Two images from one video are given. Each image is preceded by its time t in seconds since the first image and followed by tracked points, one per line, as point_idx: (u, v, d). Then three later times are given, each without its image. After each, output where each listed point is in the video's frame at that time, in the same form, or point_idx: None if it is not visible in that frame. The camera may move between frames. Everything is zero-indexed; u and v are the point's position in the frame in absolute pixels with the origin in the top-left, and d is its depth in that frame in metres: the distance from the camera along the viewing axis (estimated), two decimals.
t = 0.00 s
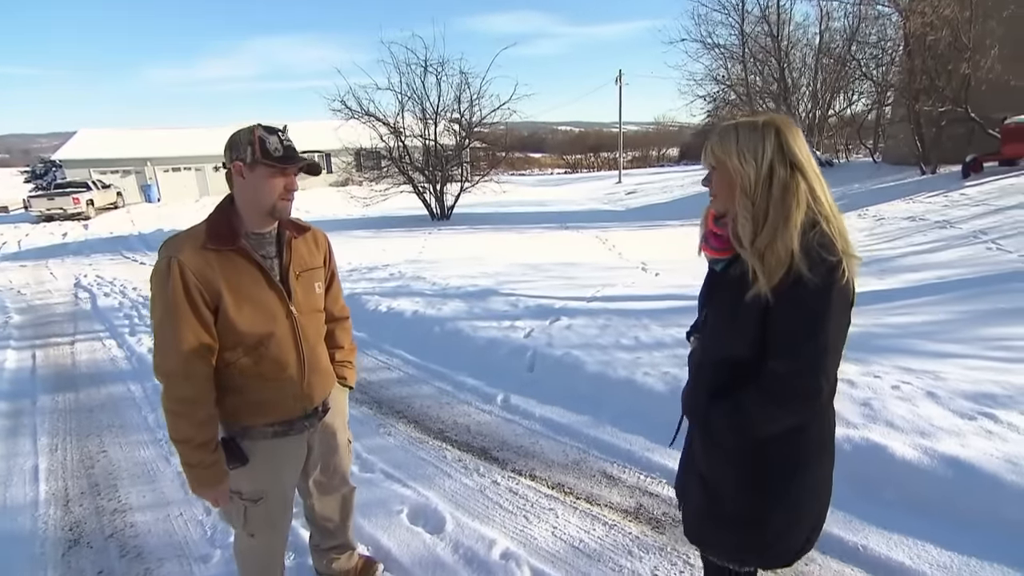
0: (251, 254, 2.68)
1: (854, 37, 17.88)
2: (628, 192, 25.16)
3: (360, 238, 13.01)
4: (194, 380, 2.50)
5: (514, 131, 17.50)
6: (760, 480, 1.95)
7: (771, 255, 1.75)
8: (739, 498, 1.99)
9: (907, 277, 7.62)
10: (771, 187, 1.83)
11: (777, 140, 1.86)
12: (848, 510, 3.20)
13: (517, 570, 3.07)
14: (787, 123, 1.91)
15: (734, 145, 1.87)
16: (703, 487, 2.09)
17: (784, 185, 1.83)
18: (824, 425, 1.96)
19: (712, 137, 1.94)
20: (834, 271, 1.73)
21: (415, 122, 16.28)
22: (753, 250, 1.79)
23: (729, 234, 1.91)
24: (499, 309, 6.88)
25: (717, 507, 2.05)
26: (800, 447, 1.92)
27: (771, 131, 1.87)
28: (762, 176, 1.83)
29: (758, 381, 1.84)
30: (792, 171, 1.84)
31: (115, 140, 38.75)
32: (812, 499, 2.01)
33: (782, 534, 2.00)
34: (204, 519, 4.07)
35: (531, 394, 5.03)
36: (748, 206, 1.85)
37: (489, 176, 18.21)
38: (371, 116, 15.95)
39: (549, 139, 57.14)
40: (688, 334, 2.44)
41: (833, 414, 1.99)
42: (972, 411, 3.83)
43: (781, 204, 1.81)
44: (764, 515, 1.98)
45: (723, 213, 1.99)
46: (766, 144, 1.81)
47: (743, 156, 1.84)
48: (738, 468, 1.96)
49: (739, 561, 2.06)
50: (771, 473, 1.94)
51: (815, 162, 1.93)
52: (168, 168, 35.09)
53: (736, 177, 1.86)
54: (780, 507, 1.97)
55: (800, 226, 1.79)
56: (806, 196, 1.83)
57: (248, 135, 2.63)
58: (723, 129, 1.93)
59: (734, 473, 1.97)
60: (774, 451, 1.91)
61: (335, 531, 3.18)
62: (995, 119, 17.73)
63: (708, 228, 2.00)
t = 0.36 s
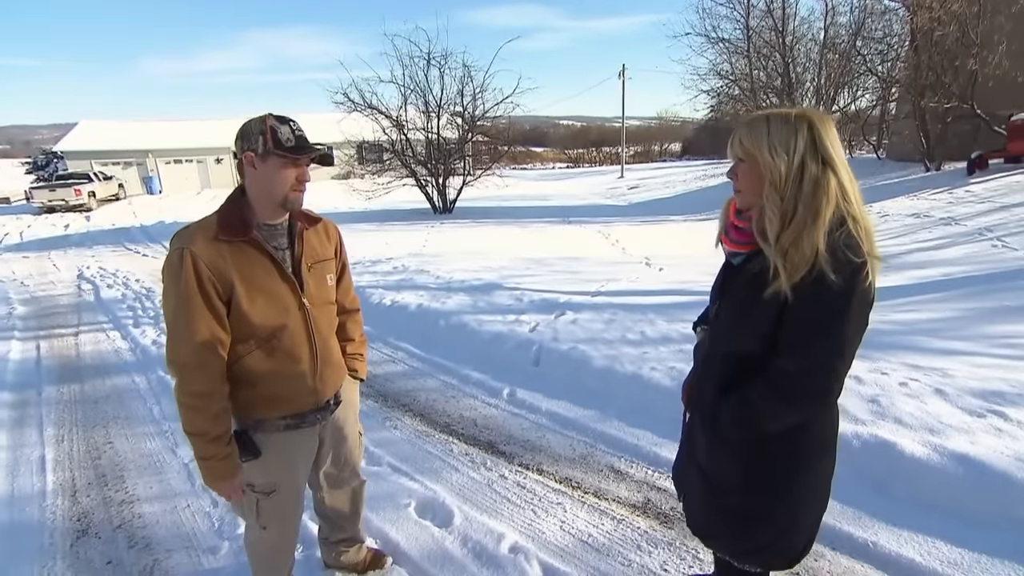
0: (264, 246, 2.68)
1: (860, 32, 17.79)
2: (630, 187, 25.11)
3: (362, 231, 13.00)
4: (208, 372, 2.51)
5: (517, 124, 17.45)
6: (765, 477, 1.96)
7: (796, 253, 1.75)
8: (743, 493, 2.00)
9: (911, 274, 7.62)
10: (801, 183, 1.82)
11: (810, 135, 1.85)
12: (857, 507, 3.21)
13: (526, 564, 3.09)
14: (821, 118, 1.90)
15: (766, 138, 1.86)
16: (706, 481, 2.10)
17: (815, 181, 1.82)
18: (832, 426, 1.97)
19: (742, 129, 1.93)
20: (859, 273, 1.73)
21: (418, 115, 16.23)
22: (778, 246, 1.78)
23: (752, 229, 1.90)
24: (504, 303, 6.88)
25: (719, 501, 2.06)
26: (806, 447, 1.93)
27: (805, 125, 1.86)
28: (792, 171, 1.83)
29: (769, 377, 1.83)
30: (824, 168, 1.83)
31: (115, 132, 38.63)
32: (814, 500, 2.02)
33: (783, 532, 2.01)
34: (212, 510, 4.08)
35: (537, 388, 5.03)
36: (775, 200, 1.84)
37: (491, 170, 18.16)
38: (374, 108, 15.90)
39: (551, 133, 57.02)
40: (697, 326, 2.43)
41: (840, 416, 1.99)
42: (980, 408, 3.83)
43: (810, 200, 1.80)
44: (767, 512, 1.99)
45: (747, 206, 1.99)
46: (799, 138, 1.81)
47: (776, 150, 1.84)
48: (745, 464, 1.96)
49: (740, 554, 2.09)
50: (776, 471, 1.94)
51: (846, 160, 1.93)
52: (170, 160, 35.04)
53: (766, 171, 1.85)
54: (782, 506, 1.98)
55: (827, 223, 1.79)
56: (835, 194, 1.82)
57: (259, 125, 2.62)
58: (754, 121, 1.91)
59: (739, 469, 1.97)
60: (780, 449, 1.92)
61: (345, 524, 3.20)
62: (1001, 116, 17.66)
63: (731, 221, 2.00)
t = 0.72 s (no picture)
0: (268, 245, 2.68)
1: (861, 32, 17.78)
2: (631, 187, 25.10)
3: (364, 230, 12.99)
4: (212, 373, 2.50)
5: (518, 124, 17.44)
6: (766, 480, 1.95)
7: (801, 254, 1.74)
8: (744, 496, 1.99)
9: (914, 274, 7.61)
10: (807, 183, 1.82)
11: (815, 136, 1.84)
12: (863, 507, 3.21)
13: (531, 565, 3.08)
14: (828, 118, 1.89)
15: (771, 138, 1.85)
16: (706, 483, 2.09)
17: (821, 182, 1.81)
18: (835, 428, 1.96)
19: (747, 129, 1.92)
20: (864, 274, 1.71)
21: (419, 114, 16.22)
22: (783, 247, 1.77)
23: (757, 229, 1.90)
24: (506, 303, 6.87)
25: (720, 503, 2.06)
26: (808, 450, 1.91)
27: (811, 126, 1.85)
28: (797, 171, 1.82)
29: (772, 379, 1.82)
30: (830, 168, 1.82)
31: (115, 131, 38.60)
32: (816, 502, 2.01)
33: (784, 536, 2.00)
34: (215, 510, 4.07)
35: (540, 388, 5.02)
36: (780, 201, 1.83)
37: (493, 169, 18.15)
38: (375, 108, 15.89)
39: (552, 133, 57.04)
40: (700, 327, 2.43)
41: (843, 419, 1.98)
42: (986, 409, 3.83)
43: (816, 200, 1.79)
44: (768, 516, 1.98)
45: (751, 207, 1.98)
46: (804, 139, 1.80)
47: (780, 151, 1.83)
48: (746, 466, 1.95)
49: (740, 558, 2.08)
50: (778, 474, 1.93)
51: (852, 160, 1.92)
52: (171, 159, 35.05)
53: (772, 171, 1.84)
54: (783, 510, 1.97)
55: (833, 224, 1.77)
56: (841, 195, 1.81)
57: (262, 124, 2.60)
58: (759, 121, 1.91)
59: (740, 471, 1.97)
60: (781, 452, 1.91)
61: (349, 524, 3.20)
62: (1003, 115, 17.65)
63: (736, 222, 1.99)
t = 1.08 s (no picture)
0: (275, 247, 2.68)
1: (870, 35, 17.71)
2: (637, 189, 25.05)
3: (370, 232, 13.02)
4: (219, 374, 2.51)
5: (525, 126, 17.43)
6: (769, 487, 1.93)
7: (803, 258, 1.73)
8: (747, 502, 1.97)
9: (923, 280, 7.56)
10: (811, 187, 1.80)
11: (820, 140, 1.83)
12: (870, 516, 3.19)
13: (535, 570, 3.07)
14: (834, 122, 1.88)
15: (777, 141, 1.84)
16: (708, 486, 2.09)
17: (825, 186, 1.80)
18: (837, 435, 1.93)
19: (753, 131, 1.92)
20: (868, 280, 1.69)
21: (426, 116, 16.25)
22: (785, 250, 1.77)
23: (760, 233, 1.89)
24: (511, 306, 6.86)
25: (723, 509, 2.05)
26: (812, 458, 1.89)
27: (816, 129, 1.84)
28: (802, 175, 1.81)
29: (774, 384, 1.81)
30: (834, 172, 1.81)
31: (124, 131, 38.84)
32: (818, 511, 1.98)
33: (787, 544, 1.99)
34: (219, 510, 4.08)
35: (544, 391, 5.02)
36: (784, 204, 1.82)
37: (499, 171, 18.16)
38: (382, 109, 15.93)
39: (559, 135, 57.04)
40: (706, 331, 2.42)
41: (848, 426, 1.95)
42: (996, 418, 3.80)
43: (820, 205, 1.78)
44: (771, 523, 1.97)
45: (756, 211, 1.97)
46: (809, 142, 1.79)
47: (784, 154, 1.82)
48: (747, 471, 1.94)
49: (742, 564, 2.07)
50: (781, 482, 1.92)
51: (858, 164, 1.90)
52: (179, 159, 35.25)
53: (775, 174, 1.84)
54: (787, 518, 1.95)
55: (836, 230, 1.76)
56: (845, 200, 1.79)
57: (267, 126, 2.62)
58: (765, 124, 1.90)
59: (743, 476, 1.95)
60: (784, 459, 1.89)
61: (353, 526, 3.21)
62: (1014, 121, 17.54)
63: (739, 226, 1.99)
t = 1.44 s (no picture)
0: (276, 250, 2.69)
1: (871, 39, 17.71)
2: (638, 193, 25.06)
3: (372, 235, 13.03)
4: (221, 378, 2.52)
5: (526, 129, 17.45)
6: (772, 491, 1.93)
7: (799, 264, 1.72)
8: (749, 506, 1.97)
9: (926, 283, 7.55)
10: (804, 192, 1.80)
11: (812, 145, 1.82)
12: (872, 521, 3.18)
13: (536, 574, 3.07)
14: (826, 126, 1.87)
15: (769, 147, 1.84)
16: (710, 491, 2.09)
17: (818, 191, 1.79)
18: (836, 437, 1.93)
19: (744, 138, 1.91)
20: (864, 284, 1.68)
21: (428, 119, 16.28)
22: (781, 256, 1.76)
23: (757, 239, 1.90)
24: (513, 309, 6.86)
25: (726, 513, 2.04)
26: (813, 462, 1.89)
27: (808, 134, 1.83)
28: (794, 180, 1.80)
29: (774, 389, 1.81)
30: (827, 177, 1.80)
31: (127, 134, 38.95)
32: (821, 514, 1.98)
33: (791, 547, 1.98)
34: (222, 513, 4.08)
35: (546, 395, 5.01)
36: (778, 210, 1.82)
37: (501, 174, 18.18)
38: (384, 112, 15.96)
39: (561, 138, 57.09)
40: (707, 336, 2.42)
41: (849, 429, 1.95)
42: (999, 422, 3.79)
43: (814, 210, 1.78)
44: (774, 527, 1.96)
45: (751, 216, 1.97)
46: (800, 149, 1.78)
47: (776, 161, 1.82)
48: (747, 476, 1.94)
49: (746, 568, 2.06)
50: (783, 486, 1.92)
51: (851, 168, 1.89)
52: (182, 162, 35.36)
53: (768, 180, 1.83)
54: (790, 521, 1.95)
55: (831, 234, 1.75)
56: (840, 204, 1.79)
57: (267, 130, 2.62)
58: (756, 130, 1.90)
59: (745, 481, 1.95)
60: (786, 463, 1.89)
61: (355, 529, 3.21)
62: (1016, 124, 17.53)
63: (735, 232, 1.99)
